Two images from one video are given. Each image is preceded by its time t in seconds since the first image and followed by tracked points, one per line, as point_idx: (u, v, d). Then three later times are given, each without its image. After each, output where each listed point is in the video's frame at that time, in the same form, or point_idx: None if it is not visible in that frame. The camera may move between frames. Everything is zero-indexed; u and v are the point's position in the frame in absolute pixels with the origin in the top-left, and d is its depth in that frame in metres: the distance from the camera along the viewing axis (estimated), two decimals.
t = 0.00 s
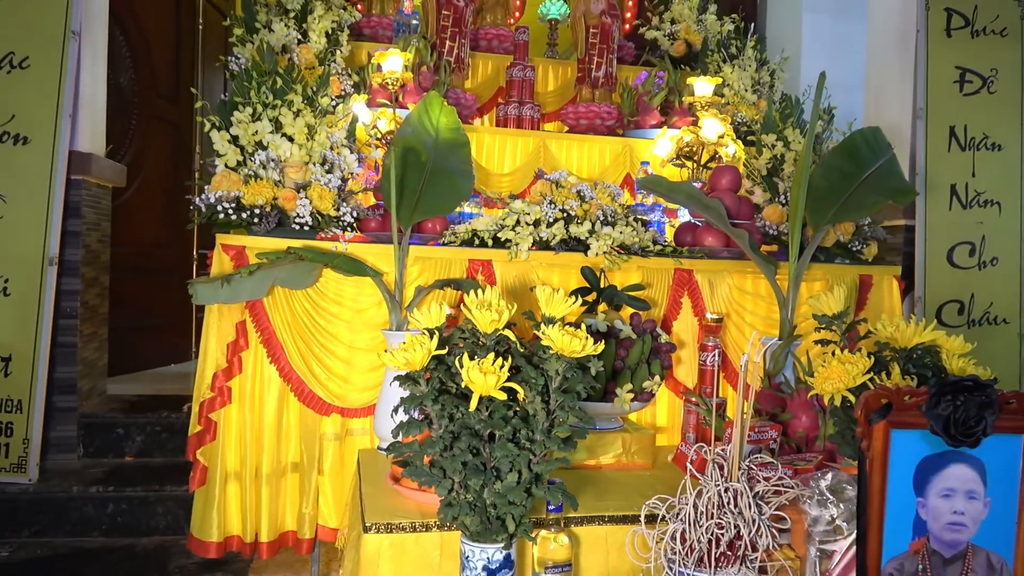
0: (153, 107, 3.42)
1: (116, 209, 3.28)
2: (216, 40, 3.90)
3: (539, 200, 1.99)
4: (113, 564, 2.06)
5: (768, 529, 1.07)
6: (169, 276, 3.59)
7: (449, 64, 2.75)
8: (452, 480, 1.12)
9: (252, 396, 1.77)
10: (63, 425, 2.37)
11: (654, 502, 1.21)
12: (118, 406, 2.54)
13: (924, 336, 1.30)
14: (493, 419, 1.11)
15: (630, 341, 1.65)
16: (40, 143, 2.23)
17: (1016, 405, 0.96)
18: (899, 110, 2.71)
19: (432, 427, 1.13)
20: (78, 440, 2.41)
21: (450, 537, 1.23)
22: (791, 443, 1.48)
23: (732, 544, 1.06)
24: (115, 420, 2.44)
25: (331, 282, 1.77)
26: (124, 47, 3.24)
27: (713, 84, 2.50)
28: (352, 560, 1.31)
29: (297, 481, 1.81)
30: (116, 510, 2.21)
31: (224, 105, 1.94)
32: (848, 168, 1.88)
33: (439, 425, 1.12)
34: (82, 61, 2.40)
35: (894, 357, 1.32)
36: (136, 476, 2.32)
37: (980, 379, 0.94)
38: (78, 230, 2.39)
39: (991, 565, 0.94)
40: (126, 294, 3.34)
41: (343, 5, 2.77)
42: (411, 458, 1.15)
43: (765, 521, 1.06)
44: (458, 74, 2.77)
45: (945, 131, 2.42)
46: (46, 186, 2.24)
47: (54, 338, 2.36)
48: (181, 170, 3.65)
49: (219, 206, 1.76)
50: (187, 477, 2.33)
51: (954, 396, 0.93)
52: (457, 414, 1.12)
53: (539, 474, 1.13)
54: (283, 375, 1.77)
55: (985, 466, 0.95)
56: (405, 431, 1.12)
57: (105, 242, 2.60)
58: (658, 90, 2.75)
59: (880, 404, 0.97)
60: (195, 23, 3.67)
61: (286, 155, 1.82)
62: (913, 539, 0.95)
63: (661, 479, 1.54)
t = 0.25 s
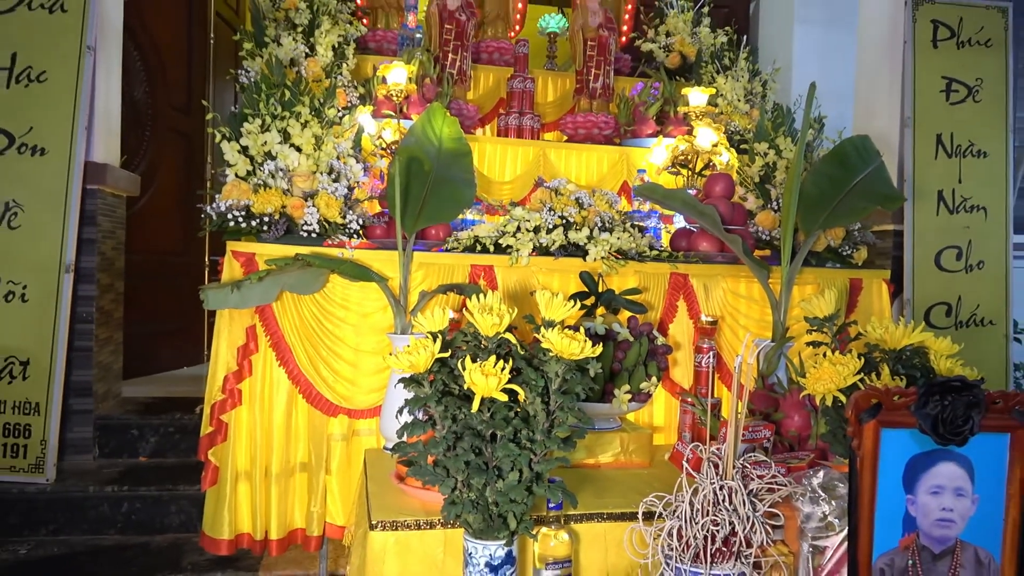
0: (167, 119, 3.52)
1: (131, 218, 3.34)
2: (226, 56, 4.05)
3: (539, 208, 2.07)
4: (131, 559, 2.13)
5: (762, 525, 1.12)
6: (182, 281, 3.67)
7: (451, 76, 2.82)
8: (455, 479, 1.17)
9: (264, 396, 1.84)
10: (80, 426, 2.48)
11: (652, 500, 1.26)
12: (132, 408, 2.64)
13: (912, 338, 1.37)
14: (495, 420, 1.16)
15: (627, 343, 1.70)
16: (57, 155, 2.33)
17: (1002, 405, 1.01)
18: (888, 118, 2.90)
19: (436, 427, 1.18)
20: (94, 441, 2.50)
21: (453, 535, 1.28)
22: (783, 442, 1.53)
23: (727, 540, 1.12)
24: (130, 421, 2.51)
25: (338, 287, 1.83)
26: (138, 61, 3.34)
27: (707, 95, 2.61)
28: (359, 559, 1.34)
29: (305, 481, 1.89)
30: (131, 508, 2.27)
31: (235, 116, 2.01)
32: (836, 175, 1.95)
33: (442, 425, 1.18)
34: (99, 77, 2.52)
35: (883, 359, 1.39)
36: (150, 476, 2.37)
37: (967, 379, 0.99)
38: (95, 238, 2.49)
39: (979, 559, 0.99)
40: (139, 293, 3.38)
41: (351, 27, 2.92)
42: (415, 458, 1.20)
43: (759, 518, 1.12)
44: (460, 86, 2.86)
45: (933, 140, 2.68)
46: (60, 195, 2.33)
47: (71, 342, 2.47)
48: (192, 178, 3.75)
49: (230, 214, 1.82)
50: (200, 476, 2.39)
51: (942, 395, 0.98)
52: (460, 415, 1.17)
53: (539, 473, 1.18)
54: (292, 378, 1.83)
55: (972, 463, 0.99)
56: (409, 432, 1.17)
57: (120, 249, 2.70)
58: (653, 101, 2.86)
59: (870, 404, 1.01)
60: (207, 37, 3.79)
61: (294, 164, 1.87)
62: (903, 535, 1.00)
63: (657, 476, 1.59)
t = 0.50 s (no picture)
0: (174, 126, 3.56)
1: (138, 225, 3.37)
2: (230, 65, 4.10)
3: (539, 213, 2.10)
4: (140, 561, 2.16)
5: (761, 527, 1.14)
6: (188, 288, 3.71)
7: (453, 84, 2.86)
8: (457, 482, 1.19)
9: (269, 400, 1.87)
10: (88, 430, 2.51)
11: (652, 502, 1.28)
12: (139, 413, 2.68)
13: (909, 340, 1.39)
14: (496, 423, 1.18)
15: (627, 347, 1.73)
16: (66, 163, 2.36)
17: (998, 407, 1.02)
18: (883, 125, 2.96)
19: (438, 431, 1.20)
20: (102, 445, 2.54)
21: (456, 538, 1.29)
22: (783, 444, 1.54)
23: (727, 542, 1.13)
24: (137, 425, 2.57)
25: (342, 293, 1.85)
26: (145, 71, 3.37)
27: (705, 101, 2.67)
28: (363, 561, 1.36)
29: (310, 483, 1.91)
30: (138, 511, 2.31)
31: (240, 125, 2.05)
32: (833, 179, 1.97)
33: (445, 429, 1.19)
34: (106, 87, 2.56)
35: (880, 361, 1.40)
36: (157, 479, 2.41)
37: (963, 381, 1.01)
38: (102, 244, 2.52)
39: (977, 561, 1.00)
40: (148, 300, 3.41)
41: (355, 38, 2.96)
42: (418, 461, 1.22)
43: (758, 520, 1.14)
44: (462, 93, 2.88)
45: (928, 143, 2.77)
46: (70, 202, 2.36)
47: (80, 348, 2.50)
48: (199, 185, 3.79)
49: (235, 221, 1.85)
50: (206, 480, 2.43)
51: (938, 398, 1.00)
52: (461, 418, 1.19)
53: (541, 476, 1.21)
54: (296, 382, 1.86)
55: (968, 465, 1.01)
56: (412, 436, 1.19)
57: (127, 256, 2.74)
58: (651, 107, 2.89)
59: (868, 406, 1.03)
60: (212, 46, 3.83)
61: (298, 172, 1.90)
62: (901, 536, 1.01)
63: (658, 478, 1.62)
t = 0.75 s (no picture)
0: (174, 134, 3.57)
1: (139, 230, 3.38)
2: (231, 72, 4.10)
3: (540, 218, 2.10)
4: (141, 568, 2.16)
5: (763, 532, 1.13)
6: (190, 293, 3.71)
7: (453, 89, 2.86)
8: (459, 487, 1.19)
9: (270, 406, 1.86)
10: (89, 437, 2.51)
11: (653, 506, 1.27)
12: (140, 419, 2.67)
13: (910, 343, 1.39)
14: (497, 429, 1.17)
15: (628, 351, 1.72)
16: (67, 169, 2.37)
17: (1000, 411, 1.03)
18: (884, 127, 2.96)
19: (439, 436, 1.20)
20: (103, 452, 2.54)
21: (457, 543, 1.29)
22: (784, 448, 1.54)
23: (729, 546, 1.13)
24: (139, 431, 2.56)
25: (342, 298, 1.85)
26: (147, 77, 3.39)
27: (705, 105, 2.63)
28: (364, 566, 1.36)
29: (311, 489, 1.90)
30: (139, 518, 2.31)
31: (240, 131, 2.06)
32: (833, 182, 1.97)
33: (445, 435, 1.19)
34: (106, 94, 2.57)
35: (882, 364, 1.40)
36: (158, 486, 2.41)
37: (964, 385, 1.01)
38: (104, 251, 2.53)
39: (980, 565, 0.99)
40: (148, 308, 3.41)
41: (355, 43, 2.97)
42: (419, 467, 1.21)
43: (760, 525, 1.13)
44: (462, 98, 2.89)
45: (928, 146, 2.79)
46: (71, 209, 2.37)
47: (81, 355, 2.50)
48: (200, 191, 3.79)
49: (235, 227, 1.85)
50: (207, 486, 2.43)
51: (939, 401, 1.00)
52: (462, 424, 1.19)
53: (542, 481, 1.20)
54: (297, 388, 1.86)
55: (971, 468, 1.00)
56: (413, 441, 1.19)
57: (129, 263, 2.74)
58: (652, 111, 2.89)
59: (869, 410, 1.03)
60: (213, 53, 3.83)
61: (298, 177, 1.89)
62: (903, 541, 1.00)
63: (660, 483, 1.61)
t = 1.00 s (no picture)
0: (175, 140, 3.57)
1: (140, 237, 3.39)
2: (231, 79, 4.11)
3: (539, 222, 2.10)
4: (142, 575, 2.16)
5: (765, 537, 1.13)
6: (191, 300, 3.71)
7: (453, 95, 2.87)
8: (459, 494, 1.19)
9: (270, 413, 1.86)
10: (90, 444, 2.51)
11: (654, 512, 1.27)
12: (141, 426, 2.67)
13: (911, 347, 1.39)
14: (497, 434, 1.17)
15: (629, 355, 1.73)
16: (67, 177, 2.37)
17: (1000, 414, 1.02)
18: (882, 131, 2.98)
19: (439, 443, 1.20)
20: (104, 459, 2.54)
21: (458, 549, 1.29)
22: (785, 452, 1.53)
23: (731, 551, 1.13)
24: (139, 438, 2.56)
25: (342, 304, 1.85)
26: (147, 84, 3.40)
27: (703, 109, 2.66)
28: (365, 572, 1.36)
29: (311, 496, 1.91)
30: (140, 525, 2.31)
31: (241, 137, 2.06)
32: (833, 185, 1.97)
33: (445, 441, 1.19)
34: (106, 102, 2.58)
35: (883, 368, 1.40)
36: (158, 493, 2.41)
37: (965, 389, 1.00)
38: (104, 258, 2.53)
39: (982, 570, 0.99)
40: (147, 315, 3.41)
41: (354, 49, 2.97)
42: (419, 473, 1.22)
43: (761, 530, 1.13)
44: (462, 104, 2.90)
45: (927, 149, 2.80)
46: (71, 216, 2.37)
47: (81, 362, 2.50)
48: (200, 198, 3.80)
49: (236, 234, 1.84)
50: (208, 493, 2.42)
51: (940, 406, 0.99)
52: (462, 430, 1.19)
53: (542, 487, 1.20)
54: (298, 394, 1.86)
55: (971, 473, 1.00)
56: (413, 447, 1.19)
57: (129, 269, 2.74)
58: (651, 116, 2.91)
59: (869, 415, 1.03)
60: (213, 59, 3.84)
61: (298, 184, 1.90)
62: (905, 545, 1.00)
63: (660, 487, 1.61)
